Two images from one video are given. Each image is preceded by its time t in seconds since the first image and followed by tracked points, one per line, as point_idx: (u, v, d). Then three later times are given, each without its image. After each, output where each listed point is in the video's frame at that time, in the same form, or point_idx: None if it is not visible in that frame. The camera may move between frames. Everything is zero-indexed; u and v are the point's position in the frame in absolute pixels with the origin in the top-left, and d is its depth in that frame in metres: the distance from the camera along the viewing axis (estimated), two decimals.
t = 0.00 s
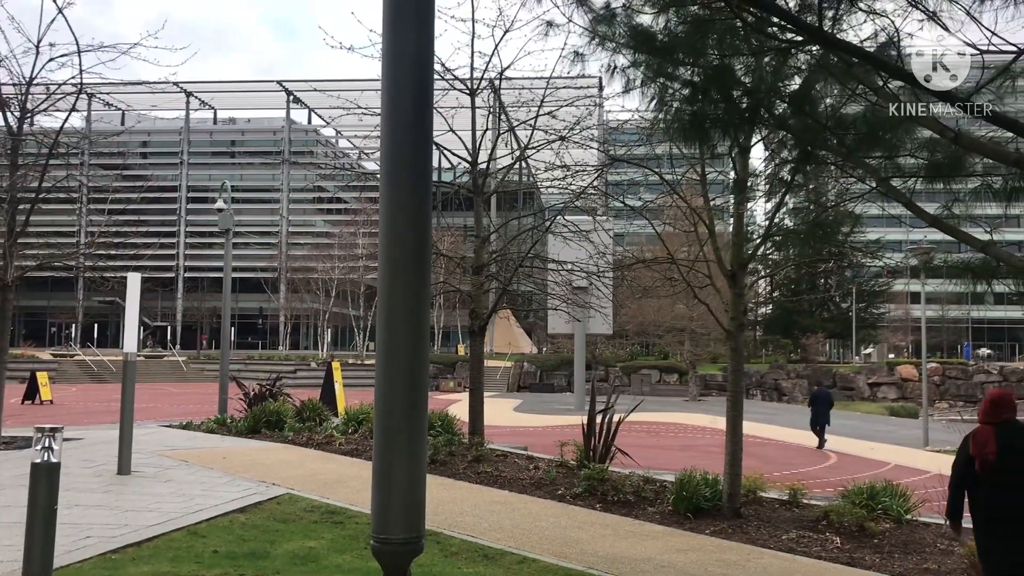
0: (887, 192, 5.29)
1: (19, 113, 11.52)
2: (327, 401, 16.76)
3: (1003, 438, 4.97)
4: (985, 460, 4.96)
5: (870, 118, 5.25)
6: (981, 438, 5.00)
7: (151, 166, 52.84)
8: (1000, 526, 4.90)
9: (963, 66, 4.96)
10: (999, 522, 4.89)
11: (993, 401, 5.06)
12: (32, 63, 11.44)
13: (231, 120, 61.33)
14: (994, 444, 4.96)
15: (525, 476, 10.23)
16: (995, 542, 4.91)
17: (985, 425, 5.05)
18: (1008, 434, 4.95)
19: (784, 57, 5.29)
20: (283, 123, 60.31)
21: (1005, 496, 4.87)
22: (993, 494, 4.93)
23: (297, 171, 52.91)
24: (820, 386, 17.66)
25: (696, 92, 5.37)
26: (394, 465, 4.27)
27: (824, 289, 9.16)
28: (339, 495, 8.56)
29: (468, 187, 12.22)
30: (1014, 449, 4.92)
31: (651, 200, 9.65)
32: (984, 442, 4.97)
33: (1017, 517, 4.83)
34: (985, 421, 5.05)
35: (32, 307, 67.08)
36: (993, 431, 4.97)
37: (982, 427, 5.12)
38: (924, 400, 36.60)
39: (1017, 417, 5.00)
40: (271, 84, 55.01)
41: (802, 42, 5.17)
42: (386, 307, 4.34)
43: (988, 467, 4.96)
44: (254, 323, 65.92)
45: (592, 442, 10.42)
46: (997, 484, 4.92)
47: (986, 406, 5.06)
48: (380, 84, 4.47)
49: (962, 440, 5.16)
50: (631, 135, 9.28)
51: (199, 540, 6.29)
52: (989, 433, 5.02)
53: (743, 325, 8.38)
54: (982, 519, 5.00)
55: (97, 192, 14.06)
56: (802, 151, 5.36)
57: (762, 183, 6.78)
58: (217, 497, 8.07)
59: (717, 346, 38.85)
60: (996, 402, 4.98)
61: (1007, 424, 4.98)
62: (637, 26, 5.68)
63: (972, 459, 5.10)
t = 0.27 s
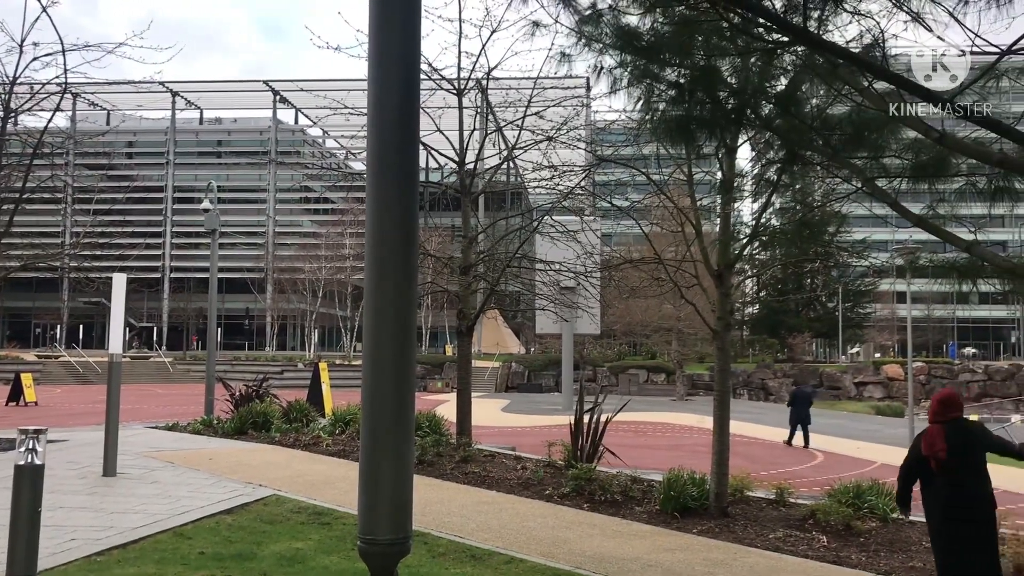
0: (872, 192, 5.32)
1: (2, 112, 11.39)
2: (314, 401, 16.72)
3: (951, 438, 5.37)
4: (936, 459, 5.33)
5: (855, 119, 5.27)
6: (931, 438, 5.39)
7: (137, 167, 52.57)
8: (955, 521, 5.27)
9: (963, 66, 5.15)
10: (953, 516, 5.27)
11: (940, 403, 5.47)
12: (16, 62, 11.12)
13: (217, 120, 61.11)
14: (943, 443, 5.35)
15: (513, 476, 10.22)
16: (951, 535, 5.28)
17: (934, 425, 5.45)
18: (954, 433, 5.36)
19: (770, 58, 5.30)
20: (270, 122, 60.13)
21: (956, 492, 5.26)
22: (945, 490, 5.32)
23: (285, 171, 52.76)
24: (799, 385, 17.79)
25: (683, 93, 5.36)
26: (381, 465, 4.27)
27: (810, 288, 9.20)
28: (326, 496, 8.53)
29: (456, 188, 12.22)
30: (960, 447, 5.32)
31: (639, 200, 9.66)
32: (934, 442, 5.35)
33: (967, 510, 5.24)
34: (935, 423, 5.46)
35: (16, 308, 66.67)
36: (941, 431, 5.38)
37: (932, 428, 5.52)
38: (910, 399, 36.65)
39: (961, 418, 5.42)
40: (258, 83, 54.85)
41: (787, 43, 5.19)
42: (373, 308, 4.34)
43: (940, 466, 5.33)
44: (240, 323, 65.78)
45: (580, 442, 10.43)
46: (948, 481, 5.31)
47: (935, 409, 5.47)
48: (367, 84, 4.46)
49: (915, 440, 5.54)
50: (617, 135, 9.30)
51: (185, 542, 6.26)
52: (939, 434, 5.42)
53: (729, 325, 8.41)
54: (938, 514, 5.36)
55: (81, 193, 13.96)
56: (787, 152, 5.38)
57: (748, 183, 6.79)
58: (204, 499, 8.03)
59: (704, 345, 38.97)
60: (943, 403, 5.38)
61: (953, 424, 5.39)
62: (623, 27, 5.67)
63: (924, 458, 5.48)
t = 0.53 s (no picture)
0: (860, 192, 5.34)
1: None
2: (303, 401, 16.69)
3: (911, 437, 5.44)
4: (898, 458, 5.39)
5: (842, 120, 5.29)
6: (893, 437, 5.43)
7: (125, 167, 52.35)
8: (913, 517, 5.36)
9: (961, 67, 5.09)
10: (912, 513, 5.36)
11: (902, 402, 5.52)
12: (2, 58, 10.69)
13: (205, 120, 61.03)
14: (905, 442, 5.41)
15: (502, 476, 10.22)
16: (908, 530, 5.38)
17: (896, 425, 5.50)
18: (915, 432, 5.43)
19: (758, 58, 5.29)
20: (259, 122, 59.96)
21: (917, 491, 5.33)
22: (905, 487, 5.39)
23: (273, 171, 52.68)
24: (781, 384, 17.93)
25: (671, 94, 5.35)
26: (370, 466, 4.27)
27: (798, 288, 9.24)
28: (314, 496, 8.51)
29: (444, 188, 12.22)
30: (922, 446, 5.39)
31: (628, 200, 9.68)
32: (897, 442, 5.39)
33: (926, 507, 5.33)
34: (897, 422, 5.51)
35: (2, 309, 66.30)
36: (904, 431, 5.43)
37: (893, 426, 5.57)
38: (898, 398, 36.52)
39: (921, 417, 5.49)
40: (247, 83, 54.76)
41: (775, 45, 5.19)
42: (362, 308, 4.33)
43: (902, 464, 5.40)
44: (228, 324, 65.64)
45: (569, 442, 10.43)
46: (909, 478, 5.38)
47: (897, 408, 5.53)
48: (356, 84, 4.45)
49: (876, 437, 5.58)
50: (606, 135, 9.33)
51: (173, 543, 6.24)
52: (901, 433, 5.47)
53: (718, 324, 8.44)
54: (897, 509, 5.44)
55: (68, 192, 13.86)
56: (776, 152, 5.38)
57: (736, 183, 6.81)
58: (191, 500, 8.00)
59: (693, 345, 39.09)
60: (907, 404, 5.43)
61: (914, 424, 5.46)
62: (611, 28, 5.66)
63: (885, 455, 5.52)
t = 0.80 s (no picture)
0: (843, 194, 5.37)
1: None
2: (286, 403, 16.64)
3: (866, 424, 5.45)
4: (859, 445, 5.35)
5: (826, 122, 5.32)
6: (855, 424, 5.38)
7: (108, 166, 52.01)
8: (866, 503, 5.37)
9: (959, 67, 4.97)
10: (867, 500, 5.36)
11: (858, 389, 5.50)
12: None
13: (189, 119, 60.78)
14: (865, 429, 5.38)
15: (486, 477, 10.22)
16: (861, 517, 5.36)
17: (854, 412, 5.46)
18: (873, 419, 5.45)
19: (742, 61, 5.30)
20: (243, 122, 59.78)
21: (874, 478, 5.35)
22: (863, 474, 5.37)
23: (258, 170, 52.55)
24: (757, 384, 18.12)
25: (656, 96, 5.33)
26: (353, 468, 4.26)
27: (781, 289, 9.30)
28: (298, 498, 8.47)
29: (430, 189, 12.20)
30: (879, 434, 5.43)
31: (613, 201, 9.70)
32: (860, 429, 5.34)
33: (880, 493, 5.37)
34: (854, 409, 5.47)
35: None
36: (863, 418, 5.41)
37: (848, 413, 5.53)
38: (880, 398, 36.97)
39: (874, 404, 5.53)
40: (231, 82, 54.65)
41: (759, 47, 5.20)
42: (345, 308, 4.31)
43: (861, 451, 5.37)
44: (212, 324, 65.39)
45: (553, 443, 10.43)
46: (868, 465, 5.37)
47: (855, 396, 5.47)
48: (340, 84, 4.44)
49: (834, 425, 5.49)
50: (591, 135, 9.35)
51: (155, 545, 6.20)
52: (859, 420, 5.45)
53: (702, 325, 8.46)
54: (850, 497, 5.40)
55: (49, 191, 13.73)
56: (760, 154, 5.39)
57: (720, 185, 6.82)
58: (174, 501, 7.95)
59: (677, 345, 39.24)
60: (868, 392, 5.42)
61: (869, 411, 5.48)
62: (596, 29, 5.64)
63: (843, 443, 5.46)
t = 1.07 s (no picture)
0: (829, 195, 5.41)
1: None
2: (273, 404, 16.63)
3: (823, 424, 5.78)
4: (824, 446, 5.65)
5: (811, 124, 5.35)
6: (818, 425, 5.67)
7: (93, 166, 51.71)
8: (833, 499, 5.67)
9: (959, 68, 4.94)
10: (835, 497, 5.66)
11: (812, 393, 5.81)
12: None
13: (175, 119, 60.56)
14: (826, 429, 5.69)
15: (473, 478, 10.21)
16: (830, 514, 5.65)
17: (813, 414, 5.76)
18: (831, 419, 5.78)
19: (729, 62, 5.32)
20: (230, 122, 59.60)
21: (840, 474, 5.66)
22: (829, 473, 5.66)
23: (244, 170, 52.46)
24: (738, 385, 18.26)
25: (643, 97, 5.34)
26: (339, 469, 4.25)
27: (768, 291, 9.34)
28: (284, 499, 8.44)
29: (417, 189, 12.19)
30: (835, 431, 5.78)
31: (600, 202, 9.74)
32: (823, 430, 5.63)
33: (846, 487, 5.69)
34: (813, 412, 5.76)
35: None
36: (823, 419, 5.72)
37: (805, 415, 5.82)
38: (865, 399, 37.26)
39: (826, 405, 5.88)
40: (218, 82, 54.50)
41: (745, 49, 5.22)
42: (332, 308, 4.30)
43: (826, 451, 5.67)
44: (198, 325, 65.14)
45: (540, 443, 10.43)
46: (833, 464, 5.67)
47: (811, 400, 5.78)
48: (326, 83, 4.44)
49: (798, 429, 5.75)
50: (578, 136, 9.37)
51: (141, 546, 6.17)
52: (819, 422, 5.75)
53: (689, 326, 8.49)
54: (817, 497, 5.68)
55: (33, 191, 13.62)
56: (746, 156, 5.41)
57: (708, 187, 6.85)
58: (159, 503, 7.91)
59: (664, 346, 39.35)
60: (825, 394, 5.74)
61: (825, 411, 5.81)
62: (583, 31, 5.65)
63: (805, 445, 5.74)
